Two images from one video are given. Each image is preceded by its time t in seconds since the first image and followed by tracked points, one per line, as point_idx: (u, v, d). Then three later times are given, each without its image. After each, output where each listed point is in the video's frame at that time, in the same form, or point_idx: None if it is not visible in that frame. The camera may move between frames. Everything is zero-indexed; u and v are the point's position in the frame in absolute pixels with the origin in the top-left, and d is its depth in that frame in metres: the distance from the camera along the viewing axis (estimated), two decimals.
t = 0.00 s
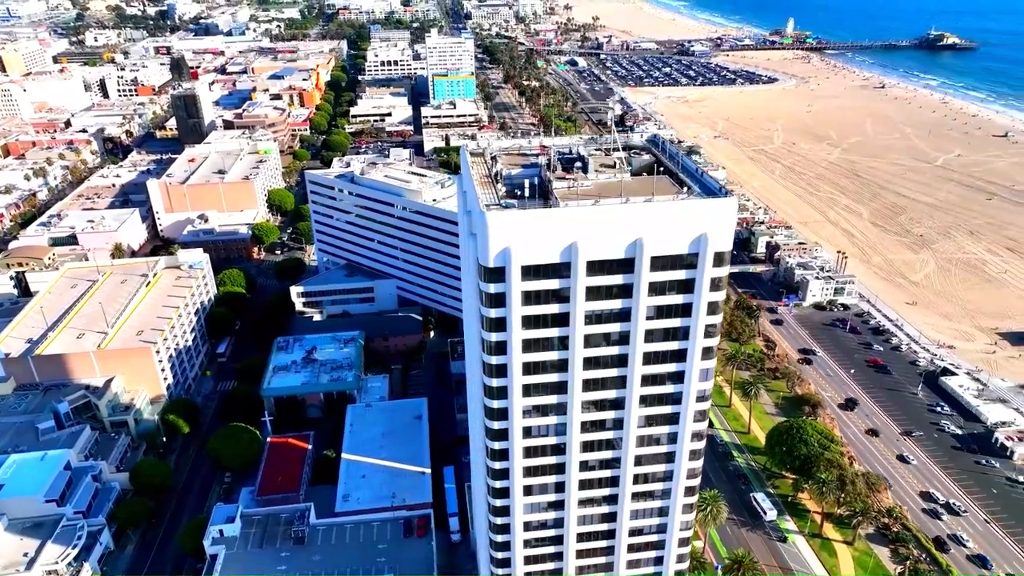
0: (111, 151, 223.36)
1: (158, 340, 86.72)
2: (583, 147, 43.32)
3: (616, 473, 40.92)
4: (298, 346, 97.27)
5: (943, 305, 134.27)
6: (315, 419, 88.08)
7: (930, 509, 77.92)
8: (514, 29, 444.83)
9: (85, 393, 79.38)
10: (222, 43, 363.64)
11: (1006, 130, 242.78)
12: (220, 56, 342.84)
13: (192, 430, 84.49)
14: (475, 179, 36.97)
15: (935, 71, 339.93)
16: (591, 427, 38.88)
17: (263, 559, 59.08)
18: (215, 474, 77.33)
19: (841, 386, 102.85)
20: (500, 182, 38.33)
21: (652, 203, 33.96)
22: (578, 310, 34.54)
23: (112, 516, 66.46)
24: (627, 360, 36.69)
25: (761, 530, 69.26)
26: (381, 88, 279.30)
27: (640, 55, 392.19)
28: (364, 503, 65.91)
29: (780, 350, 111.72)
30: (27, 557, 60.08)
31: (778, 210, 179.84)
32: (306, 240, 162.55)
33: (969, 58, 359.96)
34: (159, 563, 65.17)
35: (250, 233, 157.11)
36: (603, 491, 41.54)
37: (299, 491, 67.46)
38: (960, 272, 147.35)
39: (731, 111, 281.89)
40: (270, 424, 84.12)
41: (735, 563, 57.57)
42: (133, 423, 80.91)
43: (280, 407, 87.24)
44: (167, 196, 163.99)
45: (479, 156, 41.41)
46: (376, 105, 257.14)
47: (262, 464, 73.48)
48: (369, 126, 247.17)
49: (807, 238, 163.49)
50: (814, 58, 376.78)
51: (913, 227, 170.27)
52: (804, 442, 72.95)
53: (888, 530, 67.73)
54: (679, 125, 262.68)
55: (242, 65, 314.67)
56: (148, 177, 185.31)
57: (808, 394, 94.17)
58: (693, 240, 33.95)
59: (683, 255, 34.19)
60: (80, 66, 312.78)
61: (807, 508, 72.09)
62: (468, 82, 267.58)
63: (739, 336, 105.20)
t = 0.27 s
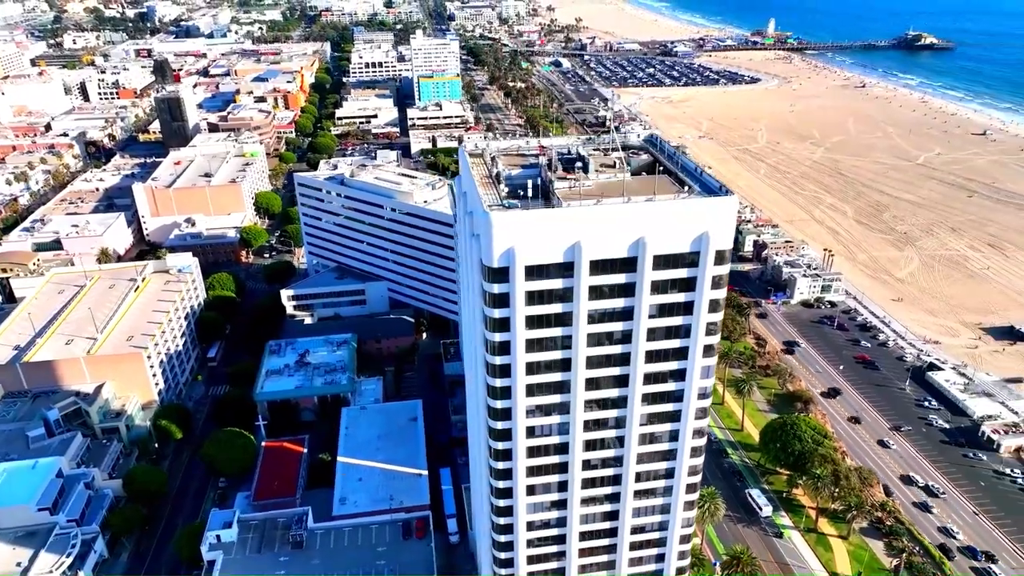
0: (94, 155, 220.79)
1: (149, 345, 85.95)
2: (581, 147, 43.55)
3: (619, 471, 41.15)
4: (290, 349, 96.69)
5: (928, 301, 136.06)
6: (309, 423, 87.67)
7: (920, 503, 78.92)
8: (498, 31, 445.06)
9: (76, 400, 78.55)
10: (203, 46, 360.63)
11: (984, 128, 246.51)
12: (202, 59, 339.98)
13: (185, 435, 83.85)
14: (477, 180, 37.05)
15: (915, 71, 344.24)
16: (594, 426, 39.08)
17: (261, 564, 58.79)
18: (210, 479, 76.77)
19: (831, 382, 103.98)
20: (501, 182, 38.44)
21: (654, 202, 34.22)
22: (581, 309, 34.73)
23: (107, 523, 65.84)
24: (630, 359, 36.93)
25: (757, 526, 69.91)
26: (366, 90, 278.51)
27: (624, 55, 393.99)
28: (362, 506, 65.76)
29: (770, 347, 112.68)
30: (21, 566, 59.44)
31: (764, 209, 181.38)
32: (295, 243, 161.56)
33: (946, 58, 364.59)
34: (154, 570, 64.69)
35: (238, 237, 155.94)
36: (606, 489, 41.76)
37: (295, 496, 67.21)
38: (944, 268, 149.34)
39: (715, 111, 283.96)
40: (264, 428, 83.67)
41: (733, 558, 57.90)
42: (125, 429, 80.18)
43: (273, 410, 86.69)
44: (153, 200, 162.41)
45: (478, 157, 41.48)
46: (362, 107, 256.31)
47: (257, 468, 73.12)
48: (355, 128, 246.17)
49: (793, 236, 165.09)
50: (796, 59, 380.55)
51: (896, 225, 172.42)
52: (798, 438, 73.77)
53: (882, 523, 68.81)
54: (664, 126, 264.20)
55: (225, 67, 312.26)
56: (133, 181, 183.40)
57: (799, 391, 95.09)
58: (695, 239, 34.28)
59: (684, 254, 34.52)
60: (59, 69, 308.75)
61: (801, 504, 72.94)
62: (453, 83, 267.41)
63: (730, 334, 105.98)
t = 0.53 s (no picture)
0: (76, 159, 217.96)
1: (140, 351, 85.04)
2: (578, 148, 43.80)
3: (621, 470, 41.34)
4: (283, 353, 96.07)
5: (913, 298, 137.87)
6: (303, 427, 87.24)
7: (911, 497, 79.97)
8: (481, 32, 445.13)
9: (66, 408, 77.63)
10: (185, 48, 357.56)
11: (963, 127, 250.23)
12: (183, 62, 336.84)
13: (177, 441, 83.14)
14: (477, 182, 37.08)
15: (894, 71, 348.80)
16: (597, 424, 39.22)
17: (260, 569, 58.54)
18: (204, 485, 76.20)
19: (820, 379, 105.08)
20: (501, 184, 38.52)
21: (654, 202, 34.51)
22: (584, 309, 34.90)
23: (100, 531, 65.17)
24: (632, 358, 37.11)
25: (753, 522, 70.52)
26: (351, 92, 277.44)
27: (607, 56, 395.62)
28: (359, 510, 65.65)
29: (760, 345, 113.58)
30: None
31: (750, 208, 182.83)
32: (284, 246, 160.56)
33: (924, 58, 369.59)
34: None
35: (226, 240, 154.73)
36: (608, 488, 41.96)
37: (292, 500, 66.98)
38: (927, 265, 151.38)
39: (700, 112, 285.79)
40: (258, 433, 83.10)
41: (732, 555, 58.43)
42: (116, 436, 79.38)
43: (267, 415, 86.16)
44: (139, 204, 160.67)
45: (476, 158, 41.54)
46: (347, 109, 255.33)
47: (252, 473, 72.67)
48: (341, 131, 245.29)
49: (780, 234, 166.53)
50: (778, 59, 384.33)
51: (880, 223, 174.52)
52: (792, 435, 74.44)
53: (876, 517, 69.93)
54: (649, 127, 265.56)
55: (208, 70, 309.69)
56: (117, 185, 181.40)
57: (791, 388, 95.95)
58: (696, 238, 34.57)
59: (687, 253, 34.81)
60: (37, 73, 304.32)
61: (796, 499, 73.70)
62: (439, 85, 267.20)
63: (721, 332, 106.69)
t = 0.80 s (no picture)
0: (57, 164, 215.08)
1: (131, 356, 84.16)
2: (575, 148, 44.02)
3: (623, 468, 41.62)
4: (275, 357, 95.46)
5: (898, 294, 139.59)
6: (298, 431, 86.79)
7: (901, 490, 81.05)
8: (465, 34, 445.16)
9: (56, 415, 76.65)
10: (166, 51, 354.26)
11: (943, 126, 253.80)
12: (165, 64, 333.59)
13: (171, 447, 82.47)
14: (479, 183, 37.12)
15: (874, 71, 353.18)
16: (600, 424, 39.44)
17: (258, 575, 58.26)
18: (198, 491, 75.63)
19: (810, 376, 106.07)
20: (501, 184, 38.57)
21: (655, 201, 34.75)
22: (587, 308, 35.10)
23: (94, 539, 64.57)
24: (634, 356, 37.38)
25: (748, 518, 71.20)
26: (336, 95, 276.37)
27: (591, 57, 396.99)
28: (357, 512, 65.50)
29: (750, 343, 114.38)
30: None
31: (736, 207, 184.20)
32: (272, 249, 159.43)
33: (903, 58, 374.44)
34: None
35: (214, 244, 153.40)
36: (610, 486, 42.22)
37: (288, 504, 66.69)
38: (911, 262, 153.41)
39: (685, 112, 287.59)
40: (252, 437, 82.65)
41: (730, 551, 58.86)
42: (108, 442, 78.65)
43: (261, 419, 85.57)
44: (124, 209, 158.92)
45: (476, 159, 41.54)
46: (333, 111, 254.45)
47: (247, 478, 72.23)
48: (326, 133, 244.25)
49: (766, 233, 167.95)
50: (760, 60, 387.87)
51: (864, 220, 176.59)
52: (786, 431, 75.13)
53: (869, 511, 70.85)
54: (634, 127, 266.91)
55: (190, 72, 306.98)
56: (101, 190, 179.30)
57: (782, 385, 96.84)
58: (698, 236, 34.88)
59: (688, 251, 35.10)
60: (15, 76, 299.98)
61: (790, 495, 74.47)
62: (425, 87, 266.94)
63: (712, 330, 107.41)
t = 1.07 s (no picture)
0: (39, 168, 212.16)
1: (122, 362, 83.29)
2: (574, 148, 44.17)
3: (625, 467, 41.86)
4: (268, 360, 94.82)
5: (884, 292, 141.23)
6: (292, 435, 86.30)
7: (892, 485, 82.07)
8: (448, 36, 444.81)
9: (46, 422, 75.64)
10: (147, 53, 350.56)
11: (924, 125, 257.25)
12: (146, 67, 330.21)
13: (164, 453, 81.76)
14: (480, 184, 37.19)
15: (855, 70, 357.28)
16: (602, 423, 39.63)
17: None
18: (193, 497, 75.02)
19: (800, 373, 107.06)
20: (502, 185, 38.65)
21: (657, 200, 35.00)
22: (591, 308, 35.27)
23: (89, 547, 63.92)
24: (637, 355, 37.60)
25: (745, 515, 71.76)
26: (321, 97, 275.12)
27: (575, 58, 398.23)
28: (355, 515, 65.40)
29: (741, 342, 115.08)
30: None
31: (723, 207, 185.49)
32: (261, 253, 158.26)
33: (883, 58, 378.94)
34: None
35: (202, 248, 152.06)
36: (612, 485, 42.44)
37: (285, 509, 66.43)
38: (896, 259, 155.32)
39: (670, 112, 289.19)
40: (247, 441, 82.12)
41: (729, 548, 59.35)
42: (100, 450, 77.78)
43: (255, 424, 84.96)
44: (110, 213, 157.11)
45: (476, 160, 41.55)
46: (318, 113, 253.50)
47: (243, 483, 71.77)
48: (312, 136, 242.87)
49: (753, 232, 169.33)
50: (742, 60, 390.91)
51: (849, 219, 178.54)
52: (780, 428, 75.75)
53: (863, 506, 71.65)
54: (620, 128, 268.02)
55: (172, 75, 304.21)
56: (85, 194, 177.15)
57: (774, 382, 97.64)
58: (699, 235, 35.20)
59: (690, 250, 35.41)
60: None
61: (785, 491, 75.16)
62: (410, 89, 266.56)
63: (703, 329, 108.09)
